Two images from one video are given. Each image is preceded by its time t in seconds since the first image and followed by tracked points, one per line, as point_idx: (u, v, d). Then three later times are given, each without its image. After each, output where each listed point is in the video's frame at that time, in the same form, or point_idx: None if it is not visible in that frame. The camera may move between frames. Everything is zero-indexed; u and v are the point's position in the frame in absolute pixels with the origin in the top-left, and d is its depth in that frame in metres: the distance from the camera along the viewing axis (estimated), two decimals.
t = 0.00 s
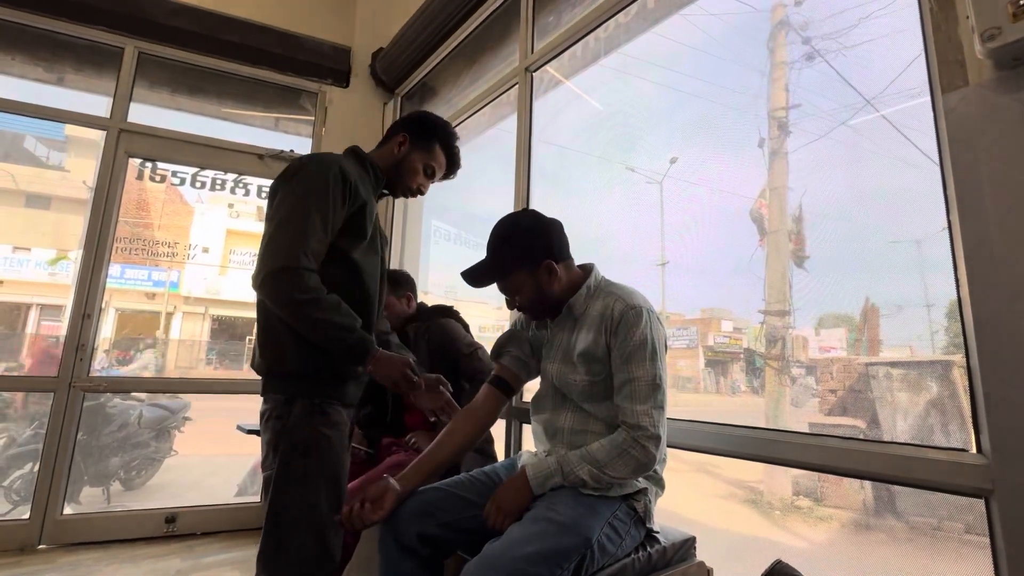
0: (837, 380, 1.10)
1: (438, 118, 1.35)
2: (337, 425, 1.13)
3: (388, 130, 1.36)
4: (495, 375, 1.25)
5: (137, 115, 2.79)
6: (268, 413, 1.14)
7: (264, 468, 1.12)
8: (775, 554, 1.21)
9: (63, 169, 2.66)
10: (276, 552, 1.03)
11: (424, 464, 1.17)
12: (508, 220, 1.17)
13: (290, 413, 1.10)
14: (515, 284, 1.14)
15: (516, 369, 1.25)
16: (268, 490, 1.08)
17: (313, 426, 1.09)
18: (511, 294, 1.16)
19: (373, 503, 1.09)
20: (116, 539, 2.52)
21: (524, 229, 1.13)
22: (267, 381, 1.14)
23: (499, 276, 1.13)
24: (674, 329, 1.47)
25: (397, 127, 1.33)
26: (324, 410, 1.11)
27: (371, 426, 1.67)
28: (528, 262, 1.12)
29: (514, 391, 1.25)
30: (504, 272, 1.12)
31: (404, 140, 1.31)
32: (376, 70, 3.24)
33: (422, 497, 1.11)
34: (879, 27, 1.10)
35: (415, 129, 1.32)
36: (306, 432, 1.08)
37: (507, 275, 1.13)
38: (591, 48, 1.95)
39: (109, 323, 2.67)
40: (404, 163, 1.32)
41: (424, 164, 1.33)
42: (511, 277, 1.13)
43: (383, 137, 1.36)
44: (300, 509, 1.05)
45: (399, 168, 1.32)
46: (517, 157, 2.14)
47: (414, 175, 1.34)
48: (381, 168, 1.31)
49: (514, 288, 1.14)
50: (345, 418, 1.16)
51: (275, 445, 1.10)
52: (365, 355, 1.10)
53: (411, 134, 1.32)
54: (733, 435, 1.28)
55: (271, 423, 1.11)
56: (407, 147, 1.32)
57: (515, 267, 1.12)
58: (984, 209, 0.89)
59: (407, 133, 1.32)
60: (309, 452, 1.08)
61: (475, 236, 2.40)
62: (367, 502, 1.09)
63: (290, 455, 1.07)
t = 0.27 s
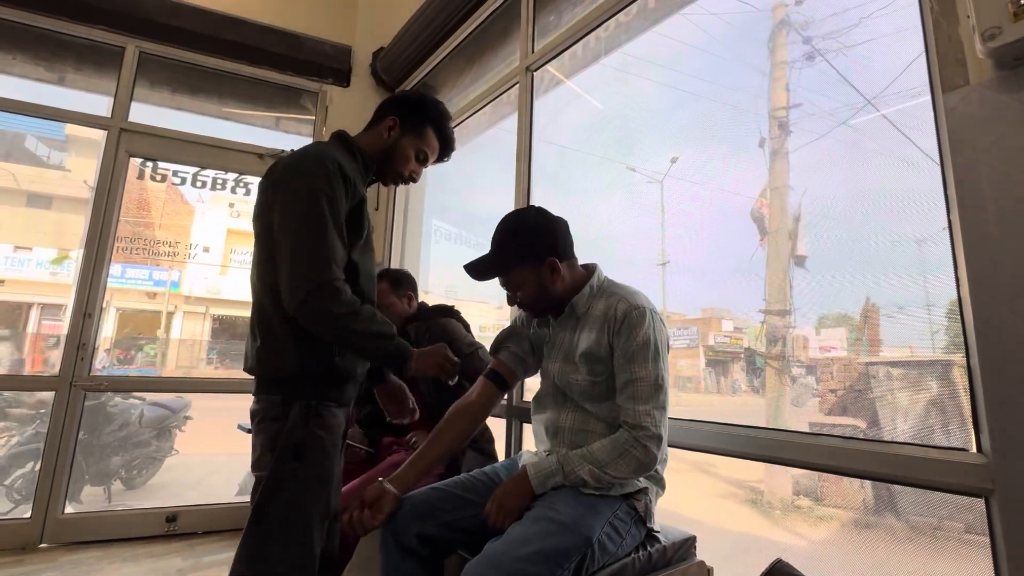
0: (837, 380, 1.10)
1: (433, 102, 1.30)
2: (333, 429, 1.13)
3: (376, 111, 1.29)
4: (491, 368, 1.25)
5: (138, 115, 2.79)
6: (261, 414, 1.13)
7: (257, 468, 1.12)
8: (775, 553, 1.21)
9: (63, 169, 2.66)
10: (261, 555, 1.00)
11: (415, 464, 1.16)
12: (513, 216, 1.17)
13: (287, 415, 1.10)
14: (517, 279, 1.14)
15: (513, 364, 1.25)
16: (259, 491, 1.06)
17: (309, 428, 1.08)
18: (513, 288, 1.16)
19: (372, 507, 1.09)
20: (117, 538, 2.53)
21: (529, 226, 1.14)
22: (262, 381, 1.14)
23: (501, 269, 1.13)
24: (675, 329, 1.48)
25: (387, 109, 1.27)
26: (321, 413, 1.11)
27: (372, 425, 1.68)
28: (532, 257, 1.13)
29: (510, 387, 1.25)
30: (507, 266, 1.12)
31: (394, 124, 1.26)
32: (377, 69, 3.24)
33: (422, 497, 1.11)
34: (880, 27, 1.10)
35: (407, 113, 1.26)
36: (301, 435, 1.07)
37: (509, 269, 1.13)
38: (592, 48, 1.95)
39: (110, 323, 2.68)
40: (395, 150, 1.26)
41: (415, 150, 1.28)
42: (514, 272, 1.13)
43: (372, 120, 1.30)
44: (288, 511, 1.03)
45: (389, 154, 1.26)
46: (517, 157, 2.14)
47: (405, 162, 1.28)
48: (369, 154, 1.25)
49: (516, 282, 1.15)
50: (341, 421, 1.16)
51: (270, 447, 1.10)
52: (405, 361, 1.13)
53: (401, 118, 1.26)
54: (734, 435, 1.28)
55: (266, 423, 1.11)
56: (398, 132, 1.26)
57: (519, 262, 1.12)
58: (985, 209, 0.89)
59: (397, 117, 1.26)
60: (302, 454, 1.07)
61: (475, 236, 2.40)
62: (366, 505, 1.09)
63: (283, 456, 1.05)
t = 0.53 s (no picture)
0: (837, 380, 1.10)
1: (433, 92, 1.29)
2: (330, 429, 1.14)
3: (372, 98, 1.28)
4: (494, 366, 1.27)
5: (140, 114, 2.80)
6: (255, 415, 1.09)
7: (248, 471, 1.07)
8: (775, 553, 1.21)
9: (65, 168, 2.67)
10: (260, 555, 1.01)
11: (417, 464, 1.19)
12: (518, 214, 1.17)
13: (288, 418, 1.07)
14: (521, 276, 1.14)
15: (514, 362, 1.26)
16: (257, 493, 1.05)
17: (309, 430, 1.09)
18: (517, 285, 1.16)
19: (372, 505, 1.10)
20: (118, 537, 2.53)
21: (534, 224, 1.14)
22: (257, 381, 1.09)
23: (505, 266, 1.13)
24: (675, 328, 1.48)
25: (385, 98, 1.26)
26: (321, 414, 1.11)
27: (375, 424, 1.68)
28: (536, 254, 1.13)
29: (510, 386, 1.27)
30: (511, 263, 1.13)
31: (392, 114, 1.24)
32: (377, 68, 3.24)
33: (423, 497, 1.11)
34: (882, 26, 1.10)
35: (406, 104, 1.25)
36: (301, 437, 1.07)
37: (513, 266, 1.13)
38: (592, 47, 1.95)
39: (111, 322, 2.68)
40: (394, 141, 1.25)
41: (414, 142, 1.28)
42: (517, 269, 1.13)
43: (367, 108, 1.28)
44: (288, 513, 1.04)
45: (388, 145, 1.25)
46: (518, 156, 2.14)
47: (403, 154, 1.28)
48: (367, 145, 1.24)
49: (519, 279, 1.15)
50: (336, 421, 1.17)
51: (268, 450, 1.06)
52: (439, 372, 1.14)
53: (400, 108, 1.25)
54: (735, 434, 1.27)
55: (263, 425, 1.07)
56: (396, 123, 1.25)
57: (523, 260, 1.12)
58: (987, 209, 0.89)
59: (395, 107, 1.25)
60: (302, 456, 1.07)
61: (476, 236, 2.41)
62: (366, 503, 1.10)
63: (285, 459, 1.04)
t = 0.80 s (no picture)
0: (838, 379, 1.10)
1: (434, 88, 1.28)
2: (321, 428, 1.14)
3: (371, 92, 1.27)
4: (498, 368, 1.26)
5: (141, 113, 2.80)
6: (245, 415, 1.09)
7: (239, 471, 1.07)
8: (777, 552, 1.21)
9: (66, 168, 2.67)
10: (252, 555, 1.01)
11: (422, 462, 1.19)
12: (518, 213, 1.17)
13: (278, 417, 1.08)
14: (521, 272, 1.14)
15: (518, 363, 1.26)
16: (248, 493, 1.05)
17: (299, 429, 1.09)
18: (517, 283, 1.16)
19: (376, 500, 1.11)
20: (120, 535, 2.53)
21: (535, 222, 1.14)
22: (246, 380, 1.09)
23: (505, 262, 1.13)
24: (676, 327, 1.48)
25: (386, 94, 1.24)
26: (311, 414, 1.11)
27: (375, 423, 1.67)
28: (537, 252, 1.13)
29: (515, 387, 1.26)
30: (511, 260, 1.13)
31: (393, 110, 1.24)
32: (378, 68, 3.24)
33: (424, 496, 1.11)
34: (883, 25, 1.10)
35: (406, 100, 1.24)
36: (291, 436, 1.07)
37: (514, 262, 1.13)
38: (593, 46, 1.95)
39: (112, 321, 2.68)
40: (394, 137, 1.25)
41: (414, 139, 1.27)
42: (518, 267, 1.13)
43: (367, 103, 1.27)
44: (281, 513, 1.04)
45: (388, 142, 1.25)
46: (518, 155, 2.14)
47: (403, 151, 1.28)
48: (367, 141, 1.24)
49: (520, 276, 1.14)
50: (326, 419, 1.17)
51: (258, 450, 1.07)
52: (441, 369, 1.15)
53: (401, 105, 1.24)
54: (736, 434, 1.27)
55: (254, 425, 1.07)
56: (396, 119, 1.24)
57: (523, 258, 1.13)
58: (989, 208, 0.89)
59: (395, 103, 1.24)
60: (293, 455, 1.07)
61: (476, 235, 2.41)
62: (370, 498, 1.12)
63: (274, 458, 1.05)
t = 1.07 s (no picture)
0: (840, 377, 1.10)
1: (434, 83, 1.28)
2: (325, 425, 1.15)
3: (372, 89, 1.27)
4: (501, 370, 1.26)
5: (142, 112, 2.80)
6: (250, 413, 1.09)
7: (245, 468, 1.08)
8: (778, 550, 1.21)
9: (68, 166, 2.67)
10: (260, 552, 1.02)
11: (429, 459, 1.21)
12: (518, 212, 1.17)
13: (283, 416, 1.08)
14: (522, 270, 1.14)
15: (520, 365, 1.26)
16: (254, 491, 1.06)
17: (305, 427, 1.10)
18: (518, 281, 1.15)
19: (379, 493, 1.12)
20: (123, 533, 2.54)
21: (534, 220, 1.14)
22: (251, 379, 1.09)
23: (506, 260, 1.13)
24: (678, 326, 1.48)
25: (386, 91, 1.25)
26: (316, 411, 1.12)
27: (376, 421, 1.68)
28: (537, 248, 1.13)
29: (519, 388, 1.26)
30: (512, 258, 1.13)
31: (393, 107, 1.24)
32: (379, 66, 3.24)
33: (426, 494, 1.11)
34: (885, 22, 1.09)
35: (407, 97, 1.24)
36: (296, 434, 1.08)
37: (514, 259, 1.13)
38: (594, 43, 1.94)
39: (114, 319, 2.69)
40: (395, 134, 1.25)
41: (416, 135, 1.27)
42: (519, 265, 1.13)
43: (368, 100, 1.28)
44: (287, 509, 1.05)
45: (389, 139, 1.25)
46: (520, 153, 2.14)
47: (405, 148, 1.28)
48: (369, 139, 1.24)
49: (520, 274, 1.14)
50: (331, 416, 1.18)
51: (264, 448, 1.07)
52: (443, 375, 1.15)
53: (401, 101, 1.25)
54: (737, 432, 1.27)
55: (259, 424, 1.08)
56: (397, 116, 1.24)
57: (524, 256, 1.13)
58: (991, 206, 0.88)
59: (396, 99, 1.24)
60: (299, 452, 1.08)
61: (477, 233, 2.41)
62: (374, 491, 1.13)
63: (281, 456, 1.06)
